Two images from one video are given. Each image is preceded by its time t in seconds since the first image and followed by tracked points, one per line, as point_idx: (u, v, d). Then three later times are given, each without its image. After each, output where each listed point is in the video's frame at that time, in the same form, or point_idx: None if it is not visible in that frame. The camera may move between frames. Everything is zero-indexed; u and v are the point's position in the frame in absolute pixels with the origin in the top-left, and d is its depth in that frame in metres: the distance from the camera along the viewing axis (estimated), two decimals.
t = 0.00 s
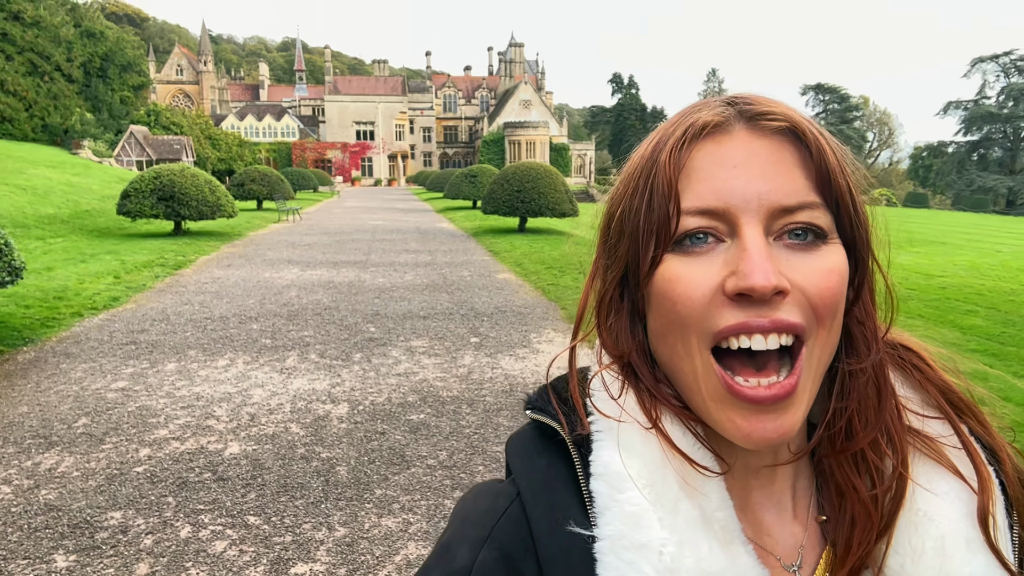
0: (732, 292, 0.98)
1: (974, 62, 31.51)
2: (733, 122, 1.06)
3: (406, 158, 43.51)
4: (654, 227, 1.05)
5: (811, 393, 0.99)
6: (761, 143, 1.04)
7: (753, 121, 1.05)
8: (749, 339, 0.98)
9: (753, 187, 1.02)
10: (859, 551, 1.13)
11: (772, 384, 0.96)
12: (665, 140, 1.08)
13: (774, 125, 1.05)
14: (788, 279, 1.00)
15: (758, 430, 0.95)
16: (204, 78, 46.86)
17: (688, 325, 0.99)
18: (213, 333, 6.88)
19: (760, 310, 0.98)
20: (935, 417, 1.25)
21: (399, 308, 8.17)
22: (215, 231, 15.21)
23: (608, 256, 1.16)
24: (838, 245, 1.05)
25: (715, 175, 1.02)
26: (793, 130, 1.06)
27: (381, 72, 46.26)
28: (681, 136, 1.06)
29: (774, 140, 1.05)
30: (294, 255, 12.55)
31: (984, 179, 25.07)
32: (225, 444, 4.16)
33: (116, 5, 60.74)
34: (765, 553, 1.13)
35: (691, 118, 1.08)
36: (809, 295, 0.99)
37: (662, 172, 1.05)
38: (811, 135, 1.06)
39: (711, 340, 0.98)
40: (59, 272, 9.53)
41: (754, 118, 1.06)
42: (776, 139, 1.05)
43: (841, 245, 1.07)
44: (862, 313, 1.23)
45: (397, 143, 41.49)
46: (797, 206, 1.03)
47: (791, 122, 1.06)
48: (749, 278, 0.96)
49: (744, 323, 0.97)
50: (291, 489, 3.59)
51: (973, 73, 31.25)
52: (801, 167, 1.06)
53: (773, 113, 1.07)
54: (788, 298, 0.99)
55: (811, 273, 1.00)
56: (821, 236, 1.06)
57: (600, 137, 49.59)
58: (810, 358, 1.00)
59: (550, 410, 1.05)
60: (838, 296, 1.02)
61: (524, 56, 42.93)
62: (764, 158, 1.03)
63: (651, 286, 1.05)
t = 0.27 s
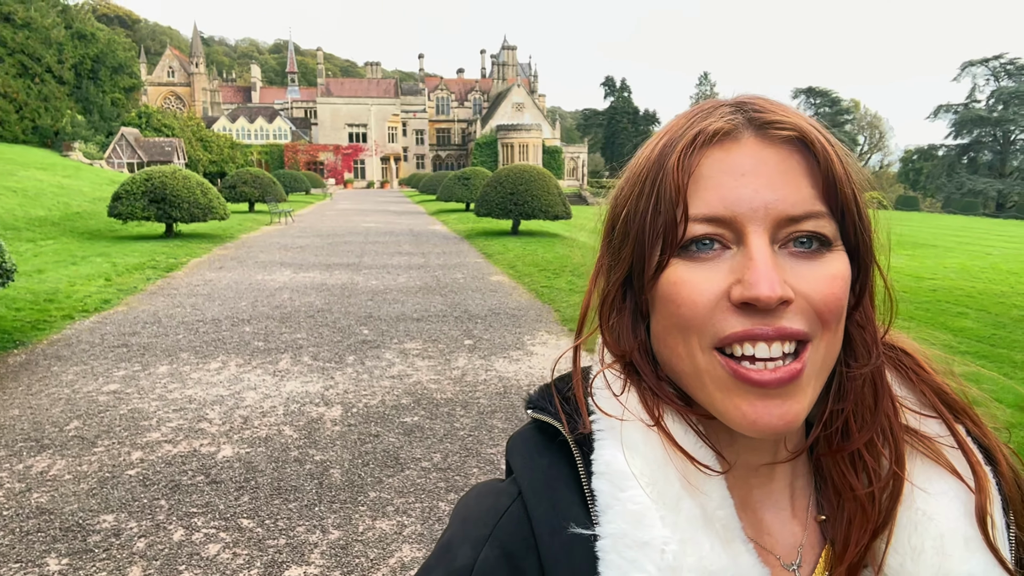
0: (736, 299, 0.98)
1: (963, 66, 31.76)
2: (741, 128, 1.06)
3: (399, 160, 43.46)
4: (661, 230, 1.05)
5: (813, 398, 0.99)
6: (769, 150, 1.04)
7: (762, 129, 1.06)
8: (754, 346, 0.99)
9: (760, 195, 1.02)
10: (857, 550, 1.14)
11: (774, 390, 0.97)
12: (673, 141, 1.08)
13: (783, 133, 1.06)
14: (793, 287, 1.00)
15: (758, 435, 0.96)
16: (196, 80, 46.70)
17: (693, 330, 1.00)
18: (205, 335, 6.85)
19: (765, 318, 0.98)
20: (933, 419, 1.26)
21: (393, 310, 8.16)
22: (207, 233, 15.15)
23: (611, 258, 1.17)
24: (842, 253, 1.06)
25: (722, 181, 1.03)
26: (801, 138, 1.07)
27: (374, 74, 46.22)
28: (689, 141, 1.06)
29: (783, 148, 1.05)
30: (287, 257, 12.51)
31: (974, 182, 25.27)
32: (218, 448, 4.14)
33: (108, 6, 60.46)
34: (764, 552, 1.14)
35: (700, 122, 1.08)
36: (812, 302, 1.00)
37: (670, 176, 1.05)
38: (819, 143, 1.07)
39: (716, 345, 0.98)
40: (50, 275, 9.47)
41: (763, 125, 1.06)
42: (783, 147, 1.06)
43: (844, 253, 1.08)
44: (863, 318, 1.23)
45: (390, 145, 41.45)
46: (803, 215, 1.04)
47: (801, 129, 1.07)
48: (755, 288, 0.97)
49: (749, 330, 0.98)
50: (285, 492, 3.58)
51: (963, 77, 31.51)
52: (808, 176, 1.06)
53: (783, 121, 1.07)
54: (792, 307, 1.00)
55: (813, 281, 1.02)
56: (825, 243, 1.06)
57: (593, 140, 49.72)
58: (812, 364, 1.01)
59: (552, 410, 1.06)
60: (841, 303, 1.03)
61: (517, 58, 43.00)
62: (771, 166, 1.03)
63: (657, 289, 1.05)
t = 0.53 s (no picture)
0: (742, 308, 0.97)
1: (959, 67, 31.86)
2: (752, 131, 1.04)
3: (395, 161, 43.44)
4: (665, 233, 1.05)
5: (814, 406, 0.99)
6: (779, 154, 1.03)
7: (772, 132, 1.04)
8: (758, 354, 0.98)
9: (768, 200, 1.01)
10: (856, 554, 1.13)
11: (776, 397, 0.96)
12: (680, 142, 1.07)
13: (794, 136, 1.04)
14: (797, 295, 1.00)
15: (759, 442, 0.96)
16: (193, 82, 46.65)
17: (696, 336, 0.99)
18: (201, 337, 6.83)
19: (768, 327, 0.98)
20: (935, 423, 1.26)
21: (389, 312, 8.15)
22: (204, 235, 15.12)
23: (614, 259, 1.16)
24: (848, 259, 1.05)
25: (730, 186, 1.02)
26: (812, 142, 1.05)
27: (371, 75, 46.22)
28: (698, 142, 1.05)
29: (793, 152, 1.04)
30: (283, 259, 12.49)
31: (970, 184, 25.35)
32: (214, 450, 4.13)
33: (104, 8, 60.41)
34: (762, 556, 1.13)
35: (708, 123, 1.07)
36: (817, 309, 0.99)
37: (677, 178, 1.04)
38: (830, 148, 1.05)
39: (719, 353, 0.98)
40: (45, 276, 9.45)
41: (774, 128, 1.05)
42: (795, 152, 1.05)
43: (851, 259, 1.07)
44: (866, 322, 1.22)
45: (387, 146, 41.44)
46: (812, 221, 1.03)
47: (812, 133, 1.05)
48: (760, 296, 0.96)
49: (753, 340, 0.97)
50: (281, 494, 3.56)
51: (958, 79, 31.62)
52: (818, 180, 1.05)
53: (793, 124, 1.06)
54: (797, 316, 0.99)
55: (819, 288, 1.01)
56: (832, 249, 1.06)
57: (590, 141, 49.80)
58: (815, 372, 1.00)
59: (549, 412, 1.05)
60: (845, 310, 1.02)
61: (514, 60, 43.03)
62: (781, 170, 1.02)
63: (660, 293, 1.04)
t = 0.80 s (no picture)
0: (747, 305, 0.99)
1: (952, 74, 32.06)
2: (757, 130, 1.07)
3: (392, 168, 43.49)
4: (671, 228, 1.07)
5: (817, 403, 1.00)
6: (785, 153, 1.06)
7: (778, 131, 1.07)
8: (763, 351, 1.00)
9: (773, 197, 1.03)
10: (856, 553, 1.15)
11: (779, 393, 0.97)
12: (686, 140, 1.10)
13: (799, 135, 1.07)
14: (802, 292, 1.01)
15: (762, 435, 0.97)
16: (190, 88, 46.67)
17: (701, 330, 1.00)
18: (198, 343, 6.83)
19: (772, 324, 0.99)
20: (935, 423, 1.28)
21: (386, 318, 8.16)
22: (200, 241, 15.11)
23: (620, 256, 1.18)
24: (852, 259, 1.07)
25: (735, 183, 1.04)
26: (818, 143, 1.08)
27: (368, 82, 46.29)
28: (705, 140, 1.07)
29: (797, 150, 1.06)
30: (279, 265, 12.49)
31: (964, 190, 25.49)
32: (211, 456, 4.13)
33: (101, 15, 60.47)
34: (763, 553, 1.15)
35: (715, 121, 1.09)
36: (820, 307, 1.01)
37: (683, 176, 1.07)
38: (835, 148, 1.08)
39: (724, 349, 0.99)
40: (41, 283, 9.44)
41: (779, 127, 1.07)
42: (800, 150, 1.07)
43: (855, 260, 1.08)
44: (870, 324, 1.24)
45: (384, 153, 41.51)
46: (815, 220, 1.05)
47: (817, 133, 1.08)
48: (764, 293, 0.98)
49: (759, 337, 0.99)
50: (278, 500, 3.57)
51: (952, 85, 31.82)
52: (823, 181, 1.07)
53: (799, 124, 1.08)
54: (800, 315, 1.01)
55: (822, 287, 1.02)
56: (836, 249, 1.07)
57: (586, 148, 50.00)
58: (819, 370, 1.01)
59: (554, 409, 1.07)
60: (848, 308, 1.04)
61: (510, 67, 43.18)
62: (785, 169, 1.05)
63: (665, 290, 1.06)
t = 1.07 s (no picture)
0: (750, 314, 0.97)
1: (946, 77, 32.18)
2: (761, 137, 1.05)
3: (387, 171, 43.44)
4: (674, 236, 1.05)
5: (820, 410, 0.98)
6: (789, 160, 1.04)
7: (781, 139, 1.05)
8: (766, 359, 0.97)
9: (776, 205, 1.02)
10: (857, 559, 1.13)
11: (780, 401, 0.95)
12: (690, 147, 1.08)
13: (804, 143, 1.05)
14: (805, 302, 0.99)
15: (765, 442, 0.95)
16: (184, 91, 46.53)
17: (703, 339, 0.99)
18: (192, 346, 6.79)
19: (776, 334, 0.97)
20: (937, 430, 1.25)
21: (381, 321, 8.13)
22: (194, 244, 15.04)
23: (623, 261, 1.16)
24: (854, 267, 1.06)
25: (739, 191, 1.02)
26: (822, 151, 1.06)
27: (363, 85, 46.22)
28: (707, 147, 1.05)
29: (802, 157, 1.05)
30: (274, 268, 12.44)
31: (957, 192, 25.60)
32: (205, 460, 4.09)
33: (95, 18, 60.33)
34: (765, 559, 1.13)
35: (718, 128, 1.07)
36: (824, 315, 0.99)
37: (686, 183, 1.05)
38: (838, 156, 1.06)
39: (728, 359, 0.97)
40: (34, 286, 9.37)
41: (782, 135, 1.05)
42: (804, 158, 1.05)
43: (858, 268, 1.07)
44: (872, 330, 1.21)
45: (379, 156, 41.47)
46: (818, 228, 1.03)
47: (822, 141, 1.06)
48: (767, 301, 0.96)
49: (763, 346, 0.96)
50: (273, 504, 3.53)
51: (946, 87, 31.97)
52: (827, 188, 1.05)
53: (802, 131, 1.06)
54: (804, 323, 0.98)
55: (824, 295, 1.00)
56: (838, 258, 1.06)
57: (581, 150, 50.07)
58: (821, 378, 0.99)
59: (555, 414, 1.05)
60: (850, 316, 1.02)
61: (505, 70, 43.24)
62: (790, 177, 1.03)
63: (667, 296, 1.04)
